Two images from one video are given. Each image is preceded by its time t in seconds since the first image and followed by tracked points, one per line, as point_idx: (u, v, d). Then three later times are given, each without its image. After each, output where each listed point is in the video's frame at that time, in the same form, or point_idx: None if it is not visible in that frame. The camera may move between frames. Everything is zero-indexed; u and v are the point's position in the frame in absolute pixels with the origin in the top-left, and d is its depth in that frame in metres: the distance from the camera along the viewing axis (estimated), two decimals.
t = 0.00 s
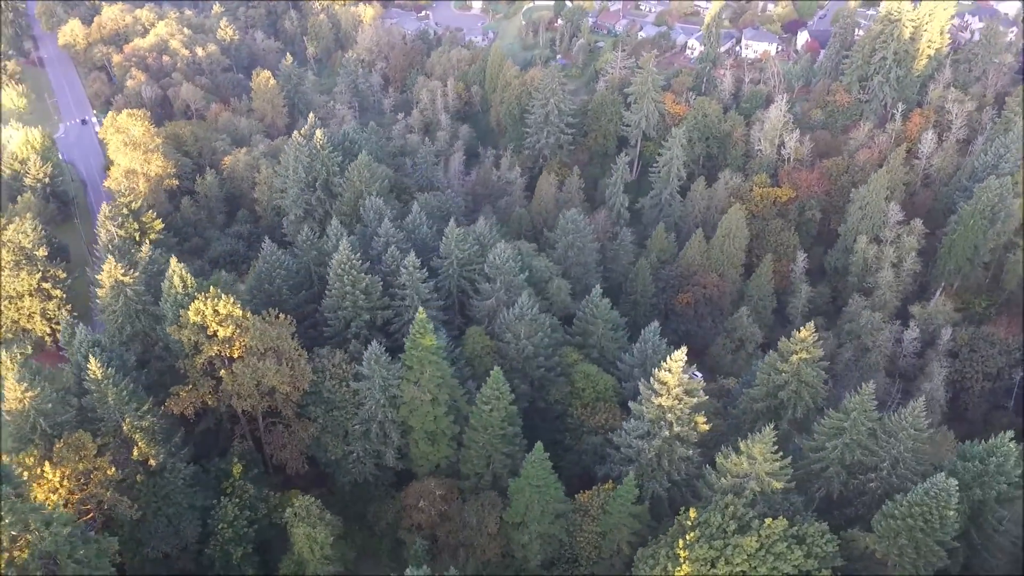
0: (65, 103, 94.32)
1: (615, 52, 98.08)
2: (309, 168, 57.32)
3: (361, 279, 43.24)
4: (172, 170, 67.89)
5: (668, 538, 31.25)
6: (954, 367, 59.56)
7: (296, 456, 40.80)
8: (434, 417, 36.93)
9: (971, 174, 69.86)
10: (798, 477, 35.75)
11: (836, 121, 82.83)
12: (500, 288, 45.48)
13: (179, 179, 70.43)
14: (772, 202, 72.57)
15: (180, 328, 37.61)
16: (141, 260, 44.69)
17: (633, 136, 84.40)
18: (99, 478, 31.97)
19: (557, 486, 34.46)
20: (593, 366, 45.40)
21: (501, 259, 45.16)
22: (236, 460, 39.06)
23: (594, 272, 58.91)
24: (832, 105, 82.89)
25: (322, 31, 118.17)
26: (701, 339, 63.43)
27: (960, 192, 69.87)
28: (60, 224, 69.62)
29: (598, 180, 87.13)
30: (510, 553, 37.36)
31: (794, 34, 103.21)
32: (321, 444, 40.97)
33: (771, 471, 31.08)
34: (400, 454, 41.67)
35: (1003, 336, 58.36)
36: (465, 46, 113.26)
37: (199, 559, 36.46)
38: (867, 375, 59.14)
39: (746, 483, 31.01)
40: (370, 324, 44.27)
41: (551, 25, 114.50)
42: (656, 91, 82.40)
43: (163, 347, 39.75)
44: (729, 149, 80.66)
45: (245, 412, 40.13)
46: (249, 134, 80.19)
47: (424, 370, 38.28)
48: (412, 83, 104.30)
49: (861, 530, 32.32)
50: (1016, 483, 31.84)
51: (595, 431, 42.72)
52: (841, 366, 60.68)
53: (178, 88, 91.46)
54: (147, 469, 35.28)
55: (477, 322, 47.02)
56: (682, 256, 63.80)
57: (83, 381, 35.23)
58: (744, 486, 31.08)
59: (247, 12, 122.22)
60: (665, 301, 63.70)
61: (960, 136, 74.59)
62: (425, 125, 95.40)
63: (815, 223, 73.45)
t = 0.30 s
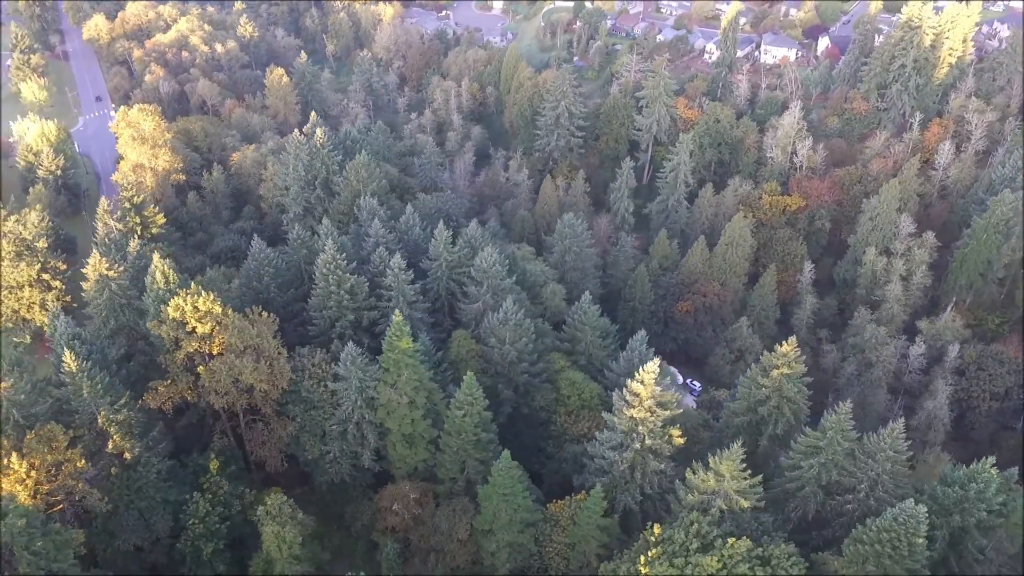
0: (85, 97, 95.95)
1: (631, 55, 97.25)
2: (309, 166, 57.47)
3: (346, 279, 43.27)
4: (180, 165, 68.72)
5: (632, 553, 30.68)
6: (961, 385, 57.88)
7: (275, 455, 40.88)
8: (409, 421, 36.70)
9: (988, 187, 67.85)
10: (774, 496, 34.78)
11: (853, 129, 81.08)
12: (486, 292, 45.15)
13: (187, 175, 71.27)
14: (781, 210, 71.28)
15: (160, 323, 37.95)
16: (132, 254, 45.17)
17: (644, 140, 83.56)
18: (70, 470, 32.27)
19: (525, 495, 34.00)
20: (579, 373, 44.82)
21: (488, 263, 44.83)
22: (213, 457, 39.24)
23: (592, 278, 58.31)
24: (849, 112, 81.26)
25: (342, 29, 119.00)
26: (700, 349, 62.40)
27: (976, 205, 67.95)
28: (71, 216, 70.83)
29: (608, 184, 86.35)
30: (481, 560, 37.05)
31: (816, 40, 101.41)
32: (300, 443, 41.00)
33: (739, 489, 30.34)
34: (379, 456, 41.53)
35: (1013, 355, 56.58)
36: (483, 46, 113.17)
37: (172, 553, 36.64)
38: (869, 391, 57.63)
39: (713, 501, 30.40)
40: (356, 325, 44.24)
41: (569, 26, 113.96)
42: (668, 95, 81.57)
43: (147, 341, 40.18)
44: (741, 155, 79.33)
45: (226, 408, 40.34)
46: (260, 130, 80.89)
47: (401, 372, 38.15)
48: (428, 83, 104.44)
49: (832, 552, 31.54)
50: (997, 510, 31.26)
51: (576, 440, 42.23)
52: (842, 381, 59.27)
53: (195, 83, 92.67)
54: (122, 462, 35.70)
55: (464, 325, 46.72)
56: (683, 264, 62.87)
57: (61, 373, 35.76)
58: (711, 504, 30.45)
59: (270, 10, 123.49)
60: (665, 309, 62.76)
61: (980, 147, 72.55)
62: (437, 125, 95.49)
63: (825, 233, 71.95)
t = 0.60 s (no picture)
0: (107, 92, 97.62)
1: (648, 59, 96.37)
2: (310, 164, 57.71)
3: (333, 280, 43.32)
4: (189, 160, 69.58)
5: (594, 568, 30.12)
6: (967, 406, 56.31)
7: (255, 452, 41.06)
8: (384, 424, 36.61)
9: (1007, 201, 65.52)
10: (750, 515, 34.37)
11: (870, 138, 79.50)
12: (473, 295, 44.80)
13: (197, 170, 72.15)
14: (790, 220, 70.05)
15: (143, 317, 38.24)
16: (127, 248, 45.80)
17: (656, 145, 82.64)
18: (42, 461, 32.93)
19: (492, 503, 33.53)
20: (565, 380, 44.31)
21: (476, 266, 44.55)
22: (194, 451, 39.56)
23: (590, 284, 57.77)
24: (867, 121, 79.52)
25: (362, 27, 119.72)
26: (699, 359, 61.53)
27: (993, 219, 65.93)
28: (82, 208, 72.13)
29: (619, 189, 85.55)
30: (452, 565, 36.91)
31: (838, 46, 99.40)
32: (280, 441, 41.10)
33: (706, 507, 29.78)
34: (359, 457, 41.50)
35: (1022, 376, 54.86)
36: (501, 47, 112.94)
37: (146, 546, 36.95)
38: (871, 408, 56.31)
39: (678, 518, 29.89)
40: (342, 325, 44.23)
41: (589, 29, 113.20)
42: (680, 100, 80.68)
43: (132, 335, 40.62)
44: (753, 162, 78.00)
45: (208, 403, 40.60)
46: (273, 127, 81.61)
47: (378, 375, 38.01)
48: (444, 83, 104.60)
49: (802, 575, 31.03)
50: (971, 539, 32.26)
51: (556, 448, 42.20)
52: (844, 397, 58.03)
53: (213, 79, 93.83)
54: (100, 454, 36.16)
55: (452, 328, 46.48)
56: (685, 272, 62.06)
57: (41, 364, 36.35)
58: (675, 521, 29.95)
59: (293, 7, 124.70)
60: (665, 317, 61.99)
61: (1000, 160, 70.39)
62: (451, 125, 95.55)
63: (835, 244, 70.49)
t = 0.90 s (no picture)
0: (127, 87, 99.12)
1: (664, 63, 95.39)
2: (310, 163, 57.89)
3: (318, 279, 43.36)
4: (196, 156, 70.29)
5: None
6: (970, 427, 54.72)
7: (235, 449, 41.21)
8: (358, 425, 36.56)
9: None
10: (721, 533, 34.79)
11: (886, 148, 78.02)
12: (459, 299, 44.47)
13: (205, 166, 72.88)
14: (798, 229, 69.02)
15: (125, 312, 38.55)
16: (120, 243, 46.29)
17: (666, 150, 81.67)
18: (14, 451, 33.71)
19: (458, 509, 33.29)
20: (549, 387, 43.82)
21: (462, 270, 44.28)
22: (173, 446, 39.83)
23: (585, 289, 57.18)
24: (883, 131, 78.19)
25: (381, 27, 120.48)
26: (697, 369, 60.56)
27: (1009, 234, 63.85)
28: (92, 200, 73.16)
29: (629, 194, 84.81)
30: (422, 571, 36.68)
31: (859, 53, 97.47)
32: (259, 439, 41.18)
33: (668, 525, 29.74)
34: (337, 457, 41.42)
35: None
36: (518, 48, 112.74)
37: (120, 539, 37.21)
38: (869, 425, 55.03)
39: (639, 534, 29.90)
40: (327, 324, 44.20)
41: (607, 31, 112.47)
42: (692, 105, 79.59)
43: (116, 329, 41.01)
44: (764, 170, 76.67)
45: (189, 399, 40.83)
46: (283, 124, 82.24)
47: (354, 377, 37.95)
48: (458, 84, 104.65)
49: None
50: (943, 567, 32.18)
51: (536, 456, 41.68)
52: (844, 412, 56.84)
53: (229, 76, 94.91)
54: (77, 446, 36.55)
55: (439, 331, 46.23)
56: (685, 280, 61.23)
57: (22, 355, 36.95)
58: (636, 536, 29.97)
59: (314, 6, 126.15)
60: (662, 325, 61.16)
61: (1019, 172, 68.33)
62: (463, 126, 95.54)
63: (843, 255, 69.05)
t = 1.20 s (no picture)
0: (147, 85, 100.77)
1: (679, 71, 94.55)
2: (310, 164, 58.10)
3: (304, 281, 43.47)
4: (205, 155, 71.03)
5: None
6: (974, 451, 53.05)
7: (215, 447, 41.53)
8: (332, 429, 36.53)
9: None
10: (690, 553, 35.31)
11: (902, 161, 76.33)
12: (444, 305, 44.21)
13: (214, 164, 73.63)
14: (806, 242, 67.86)
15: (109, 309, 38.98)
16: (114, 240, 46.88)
17: (676, 158, 80.66)
18: None
19: (424, 518, 33.07)
20: (532, 397, 43.38)
21: (448, 275, 44.05)
22: (153, 443, 40.15)
23: (581, 298, 56.56)
24: (900, 143, 76.98)
25: (401, 30, 121.20)
26: (694, 382, 59.63)
27: None
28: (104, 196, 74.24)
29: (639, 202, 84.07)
30: None
31: (880, 63, 95.47)
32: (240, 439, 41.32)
33: (628, 544, 29.82)
34: (316, 460, 41.39)
35: None
36: (535, 52, 112.50)
37: (96, 534, 37.61)
38: (867, 445, 53.70)
39: (596, 551, 30.02)
40: (312, 327, 44.26)
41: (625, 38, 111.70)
42: (703, 114, 78.46)
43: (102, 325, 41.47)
44: (775, 181, 75.33)
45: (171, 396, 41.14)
46: (295, 125, 82.91)
47: (331, 380, 37.98)
48: (473, 87, 104.72)
49: None
50: None
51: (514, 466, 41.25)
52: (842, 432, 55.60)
53: (245, 75, 96.01)
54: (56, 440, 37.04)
55: (425, 337, 46.02)
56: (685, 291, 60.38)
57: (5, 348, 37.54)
58: (593, 554, 30.09)
59: (336, 7, 127.32)
60: (660, 337, 60.28)
61: None
62: (475, 130, 95.55)
63: (851, 270, 67.54)
